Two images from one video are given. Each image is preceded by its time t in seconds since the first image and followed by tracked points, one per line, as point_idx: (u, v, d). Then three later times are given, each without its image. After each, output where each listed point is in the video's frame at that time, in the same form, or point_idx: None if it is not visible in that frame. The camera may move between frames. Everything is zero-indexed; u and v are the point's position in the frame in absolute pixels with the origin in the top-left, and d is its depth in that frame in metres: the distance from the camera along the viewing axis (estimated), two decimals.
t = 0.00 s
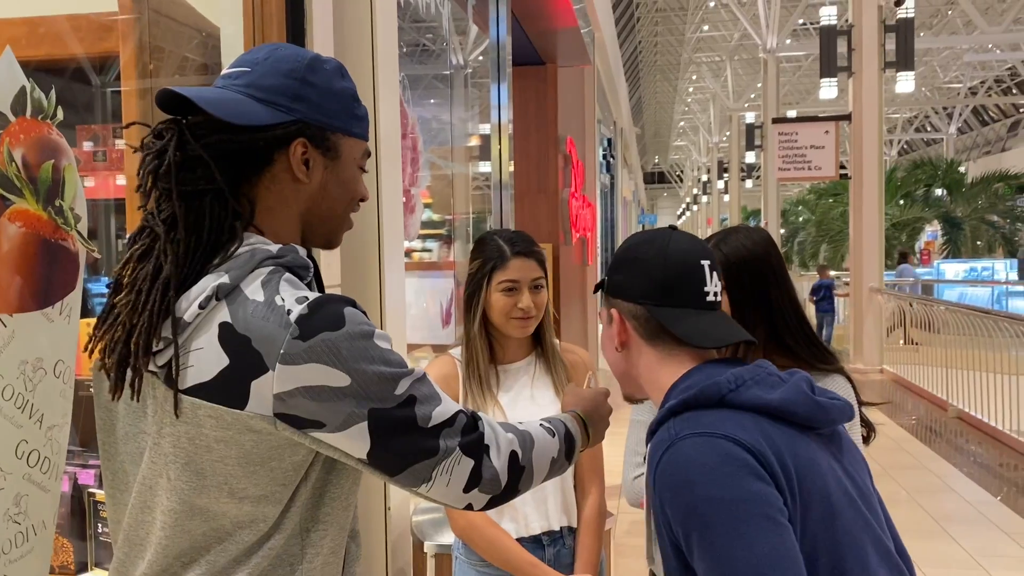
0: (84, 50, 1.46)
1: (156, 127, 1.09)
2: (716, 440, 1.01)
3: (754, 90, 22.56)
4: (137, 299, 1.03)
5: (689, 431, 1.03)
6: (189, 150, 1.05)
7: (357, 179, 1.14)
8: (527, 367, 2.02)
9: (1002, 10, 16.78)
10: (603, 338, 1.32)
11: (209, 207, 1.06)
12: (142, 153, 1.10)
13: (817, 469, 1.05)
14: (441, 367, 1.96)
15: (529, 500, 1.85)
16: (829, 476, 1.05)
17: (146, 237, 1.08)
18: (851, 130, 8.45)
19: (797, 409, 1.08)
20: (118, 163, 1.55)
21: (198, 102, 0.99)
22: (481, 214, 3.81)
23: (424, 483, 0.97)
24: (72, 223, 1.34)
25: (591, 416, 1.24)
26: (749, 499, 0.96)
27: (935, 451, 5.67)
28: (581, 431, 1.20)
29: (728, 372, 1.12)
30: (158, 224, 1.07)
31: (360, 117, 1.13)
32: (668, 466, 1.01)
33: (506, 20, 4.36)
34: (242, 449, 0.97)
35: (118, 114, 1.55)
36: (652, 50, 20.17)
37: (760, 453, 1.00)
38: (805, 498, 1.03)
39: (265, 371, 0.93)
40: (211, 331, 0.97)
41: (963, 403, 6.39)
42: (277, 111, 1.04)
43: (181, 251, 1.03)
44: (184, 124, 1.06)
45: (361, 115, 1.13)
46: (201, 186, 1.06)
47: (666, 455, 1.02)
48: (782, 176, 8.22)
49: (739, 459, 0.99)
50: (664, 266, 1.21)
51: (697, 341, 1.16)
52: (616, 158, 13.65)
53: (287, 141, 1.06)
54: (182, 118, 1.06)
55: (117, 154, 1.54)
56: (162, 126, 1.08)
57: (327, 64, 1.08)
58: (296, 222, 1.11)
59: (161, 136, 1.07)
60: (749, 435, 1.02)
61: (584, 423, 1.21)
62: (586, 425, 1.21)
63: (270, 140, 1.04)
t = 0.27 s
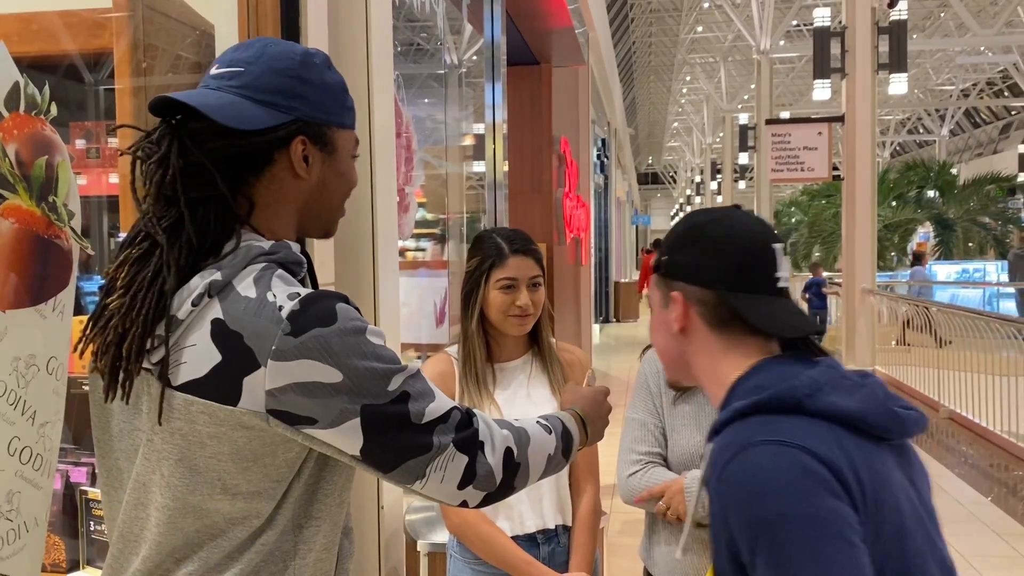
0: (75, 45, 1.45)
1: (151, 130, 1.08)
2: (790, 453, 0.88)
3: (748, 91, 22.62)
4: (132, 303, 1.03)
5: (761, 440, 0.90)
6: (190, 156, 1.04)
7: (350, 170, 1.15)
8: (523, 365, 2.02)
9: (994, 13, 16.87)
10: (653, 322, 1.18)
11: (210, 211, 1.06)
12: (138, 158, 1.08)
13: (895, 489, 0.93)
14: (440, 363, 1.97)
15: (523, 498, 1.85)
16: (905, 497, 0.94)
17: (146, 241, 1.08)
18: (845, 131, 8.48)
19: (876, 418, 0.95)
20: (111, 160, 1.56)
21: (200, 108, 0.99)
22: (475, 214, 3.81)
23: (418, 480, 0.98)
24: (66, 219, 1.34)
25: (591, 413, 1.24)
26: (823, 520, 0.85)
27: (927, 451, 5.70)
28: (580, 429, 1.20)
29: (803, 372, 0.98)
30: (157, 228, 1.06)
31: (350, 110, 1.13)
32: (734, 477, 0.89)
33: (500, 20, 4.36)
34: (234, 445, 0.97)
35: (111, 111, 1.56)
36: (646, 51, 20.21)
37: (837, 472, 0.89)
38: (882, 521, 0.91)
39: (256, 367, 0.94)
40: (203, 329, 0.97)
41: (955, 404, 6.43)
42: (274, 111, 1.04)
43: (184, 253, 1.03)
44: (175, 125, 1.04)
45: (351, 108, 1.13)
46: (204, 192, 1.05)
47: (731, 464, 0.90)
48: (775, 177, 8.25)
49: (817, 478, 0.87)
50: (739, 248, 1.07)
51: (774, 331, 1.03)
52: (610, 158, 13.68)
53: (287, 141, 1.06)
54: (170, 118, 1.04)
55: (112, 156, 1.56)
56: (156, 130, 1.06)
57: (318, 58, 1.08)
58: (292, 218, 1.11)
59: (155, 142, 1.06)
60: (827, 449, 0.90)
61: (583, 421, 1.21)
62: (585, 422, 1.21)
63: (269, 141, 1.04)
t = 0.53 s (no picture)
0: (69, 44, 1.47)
1: (135, 139, 1.09)
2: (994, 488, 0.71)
3: (743, 91, 22.67)
4: (122, 307, 1.03)
5: (958, 469, 0.73)
6: (182, 163, 1.05)
7: (337, 163, 1.15)
8: (517, 364, 2.02)
9: (987, 14, 16.93)
10: (788, 300, 0.98)
11: (202, 214, 1.06)
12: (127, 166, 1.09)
13: None
14: (435, 360, 1.97)
15: (516, 496, 1.86)
16: None
17: (134, 247, 1.08)
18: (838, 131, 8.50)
19: None
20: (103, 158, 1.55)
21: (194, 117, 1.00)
22: (469, 214, 3.81)
23: (411, 474, 0.98)
24: (57, 217, 1.34)
25: (589, 409, 1.24)
26: None
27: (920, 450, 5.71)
28: (578, 425, 1.20)
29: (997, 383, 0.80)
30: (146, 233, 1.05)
31: (332, 102, 1.13)
32: (921, 510, 0.73)
33: (495, 20, 4.37)
34: (227, 442, 0.97)
35: (104, 109, 1.56)
36: (641, 51, 20.25)
37: None
38: None
39: (247, 364, 0.94)
40: (194, 328, 0.97)
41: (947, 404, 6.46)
42: (262, 111, 1.04)
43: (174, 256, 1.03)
44: (161, 130, 1.06)
45: (334, 100, 1.13)
46: (197, 197, 1.05)
47: (917, 495, 0.74)
48: (769, 177, 8.27)
49: None
50: (913, 223, 0.87)
51: (951, 322, 0.86)
52: (605, 158, 13.71)
53: (275, 140, 1.06)
54: (155, 124, 1.05)
55: (101, 149, 1.54)
56: (141, 137, 1.08)
57: (298, 54, 1.08)
58: (283, 215, 1.11)
59: (144, 150, 1.06)
60: None
61: (581, 415, 1.22)
62: (583, 417, 1.22)
63: (259, 142, 1.04)
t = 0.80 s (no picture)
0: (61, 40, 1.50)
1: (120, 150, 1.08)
2: None
3: (737, 91, 22.73)
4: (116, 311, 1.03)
5: None
6: (171, 170, 1.05)
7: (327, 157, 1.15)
8: (512, 362, 2.02)
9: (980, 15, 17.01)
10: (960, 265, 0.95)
11: (194, 217, 1.06)
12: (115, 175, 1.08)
13: None
14: (425, 360, 1.98)
15: (511, 495, 1.86)
16: None
17: (124, 252, 1.07)
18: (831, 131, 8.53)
19: None
20: (95, 157, 1.53)
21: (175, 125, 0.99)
22: (463, 213, 3.82)
23: (404, 474, 0.98)
24: (49, 216, 1.33)
25: (585, 411, 1.25)
26: None
27: (911, 450, 5.75)
28: (573, 426, 1.20)
29: None
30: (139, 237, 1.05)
31: (317, 97, 1.13)
32: None
33: (489, 19, 4.37)
34: (222, 439, 0.97)
35: (97, 107, 1.56)
36: (635, 50, 20.28)
37: None
38: None
39: (241, 364, 0.94)
40: (189, 328, 0.97)
41: (938, 403, 6.50)
42: (243, 112, 1.04)
43: (167, 259, 1.03)
44: (147, 138, 1.05)
45: (318, 95, 1.13)
46: (186, 202, 1.05)
47: None
48: (762, 176, 8.30)
49: None
50: None
51: None
52: (599, 157, 13.74)
53: (261, 139, 1.06)
54: (141, 132, 1.05)
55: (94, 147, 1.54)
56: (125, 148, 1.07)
57: (278, 51, 1.07)
58: (276, 213, 1.12)
59: (132, 158, 1.06)
60: None
61: (577, 417, 1.22)
62: (578, 419, 1.22)
63: (243, 143, 1.04)
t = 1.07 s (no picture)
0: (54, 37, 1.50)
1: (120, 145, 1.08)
2: None
3: (731, 90, 22.78)
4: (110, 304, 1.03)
5: None
6: (163, 167, 1.05)
7: (325, 157, 1.14)
8: (508, 361, 2.03)
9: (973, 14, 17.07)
10: None
11: (186, 213, 1.06)
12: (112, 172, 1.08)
13: None
14: (417, 357, 1.98)
15: (504, 492, 1.86)
16: None
17: (119, 248, 1.08)
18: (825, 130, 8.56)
19: None
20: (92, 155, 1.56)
21: (159, 121, 0.99)
22: (458, 211, 3.82)
23: (394, 468, 0.98)
24: (42, 212, 1.32)
25: (582, 413, 1.24)
26: None
27: (903, 448, 5.78)
28: (569, 427, 1.19)
29: None
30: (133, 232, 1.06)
31: (312, 94, 1.12)
32: None
33: (484, 17, 4.37)
34: (212, 431, 0.98)
35: (91, 105, 1.56)
36: (630, 48, 20.31)
37: None
38: None
39: (231, 355, 0.94)
40: (181, 319, 0.98)
41: (931, 401, 6.54)
42: (231, 109, 1.03)
43: (158, 253, 1.03)
44: (145, 139, 1.05)
45: (312, 91, 1.12)
46: (173, 200, 1.06)
47: None
48: (756, 175, 8.32)
49: None
50: None
51: None
52: (594, 155, 13.75)
53: (250, 136, 1.05)
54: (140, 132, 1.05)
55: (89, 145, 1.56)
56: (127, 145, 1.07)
57: (269, 49, 1.06)
58: (271, 210, 1.11)
59: (129, 155, 1.06)
60: None
61: (572, 418, 1.21)
62: (574, 421, 1.21)
63: (231, 139, 1.04)
